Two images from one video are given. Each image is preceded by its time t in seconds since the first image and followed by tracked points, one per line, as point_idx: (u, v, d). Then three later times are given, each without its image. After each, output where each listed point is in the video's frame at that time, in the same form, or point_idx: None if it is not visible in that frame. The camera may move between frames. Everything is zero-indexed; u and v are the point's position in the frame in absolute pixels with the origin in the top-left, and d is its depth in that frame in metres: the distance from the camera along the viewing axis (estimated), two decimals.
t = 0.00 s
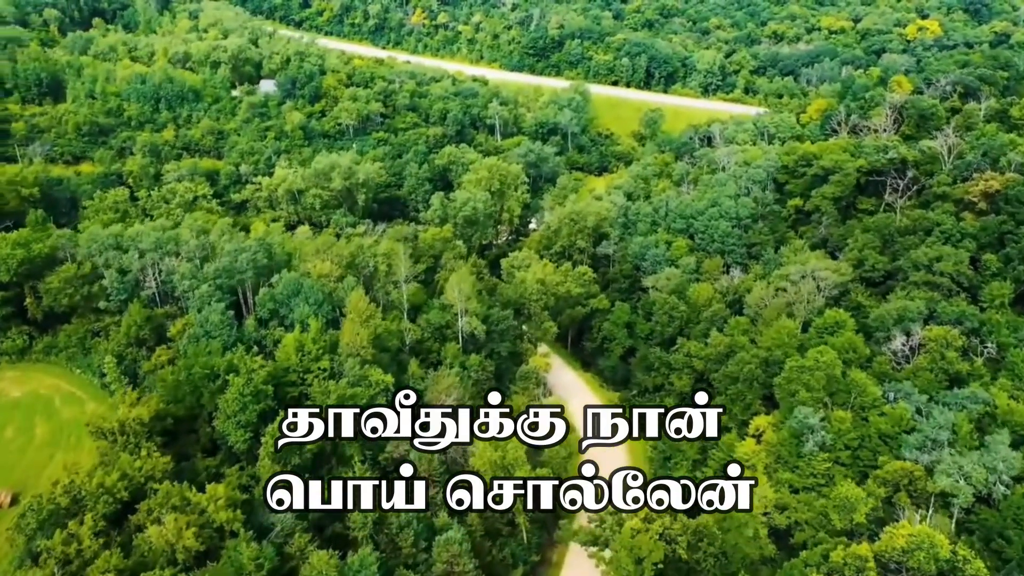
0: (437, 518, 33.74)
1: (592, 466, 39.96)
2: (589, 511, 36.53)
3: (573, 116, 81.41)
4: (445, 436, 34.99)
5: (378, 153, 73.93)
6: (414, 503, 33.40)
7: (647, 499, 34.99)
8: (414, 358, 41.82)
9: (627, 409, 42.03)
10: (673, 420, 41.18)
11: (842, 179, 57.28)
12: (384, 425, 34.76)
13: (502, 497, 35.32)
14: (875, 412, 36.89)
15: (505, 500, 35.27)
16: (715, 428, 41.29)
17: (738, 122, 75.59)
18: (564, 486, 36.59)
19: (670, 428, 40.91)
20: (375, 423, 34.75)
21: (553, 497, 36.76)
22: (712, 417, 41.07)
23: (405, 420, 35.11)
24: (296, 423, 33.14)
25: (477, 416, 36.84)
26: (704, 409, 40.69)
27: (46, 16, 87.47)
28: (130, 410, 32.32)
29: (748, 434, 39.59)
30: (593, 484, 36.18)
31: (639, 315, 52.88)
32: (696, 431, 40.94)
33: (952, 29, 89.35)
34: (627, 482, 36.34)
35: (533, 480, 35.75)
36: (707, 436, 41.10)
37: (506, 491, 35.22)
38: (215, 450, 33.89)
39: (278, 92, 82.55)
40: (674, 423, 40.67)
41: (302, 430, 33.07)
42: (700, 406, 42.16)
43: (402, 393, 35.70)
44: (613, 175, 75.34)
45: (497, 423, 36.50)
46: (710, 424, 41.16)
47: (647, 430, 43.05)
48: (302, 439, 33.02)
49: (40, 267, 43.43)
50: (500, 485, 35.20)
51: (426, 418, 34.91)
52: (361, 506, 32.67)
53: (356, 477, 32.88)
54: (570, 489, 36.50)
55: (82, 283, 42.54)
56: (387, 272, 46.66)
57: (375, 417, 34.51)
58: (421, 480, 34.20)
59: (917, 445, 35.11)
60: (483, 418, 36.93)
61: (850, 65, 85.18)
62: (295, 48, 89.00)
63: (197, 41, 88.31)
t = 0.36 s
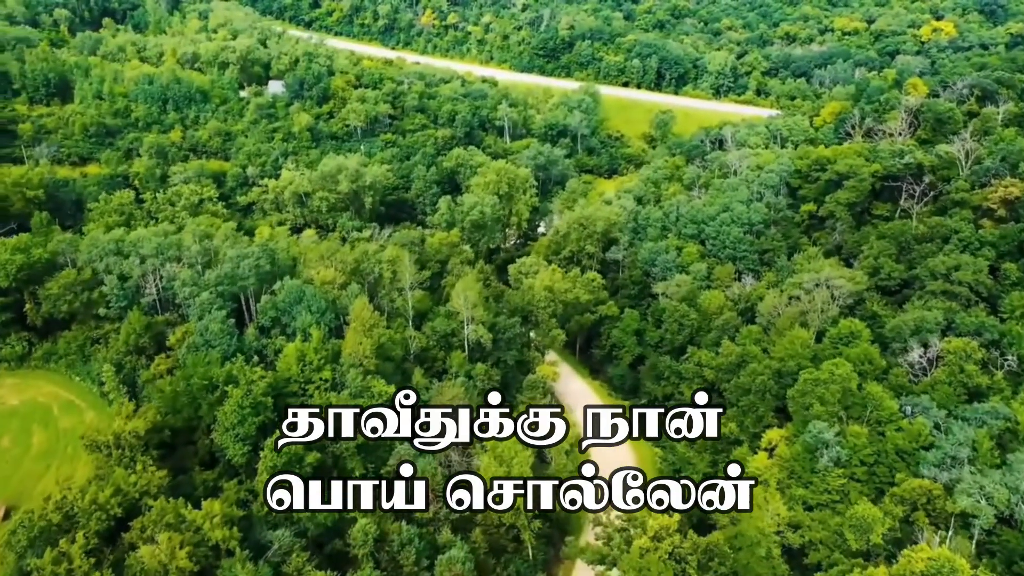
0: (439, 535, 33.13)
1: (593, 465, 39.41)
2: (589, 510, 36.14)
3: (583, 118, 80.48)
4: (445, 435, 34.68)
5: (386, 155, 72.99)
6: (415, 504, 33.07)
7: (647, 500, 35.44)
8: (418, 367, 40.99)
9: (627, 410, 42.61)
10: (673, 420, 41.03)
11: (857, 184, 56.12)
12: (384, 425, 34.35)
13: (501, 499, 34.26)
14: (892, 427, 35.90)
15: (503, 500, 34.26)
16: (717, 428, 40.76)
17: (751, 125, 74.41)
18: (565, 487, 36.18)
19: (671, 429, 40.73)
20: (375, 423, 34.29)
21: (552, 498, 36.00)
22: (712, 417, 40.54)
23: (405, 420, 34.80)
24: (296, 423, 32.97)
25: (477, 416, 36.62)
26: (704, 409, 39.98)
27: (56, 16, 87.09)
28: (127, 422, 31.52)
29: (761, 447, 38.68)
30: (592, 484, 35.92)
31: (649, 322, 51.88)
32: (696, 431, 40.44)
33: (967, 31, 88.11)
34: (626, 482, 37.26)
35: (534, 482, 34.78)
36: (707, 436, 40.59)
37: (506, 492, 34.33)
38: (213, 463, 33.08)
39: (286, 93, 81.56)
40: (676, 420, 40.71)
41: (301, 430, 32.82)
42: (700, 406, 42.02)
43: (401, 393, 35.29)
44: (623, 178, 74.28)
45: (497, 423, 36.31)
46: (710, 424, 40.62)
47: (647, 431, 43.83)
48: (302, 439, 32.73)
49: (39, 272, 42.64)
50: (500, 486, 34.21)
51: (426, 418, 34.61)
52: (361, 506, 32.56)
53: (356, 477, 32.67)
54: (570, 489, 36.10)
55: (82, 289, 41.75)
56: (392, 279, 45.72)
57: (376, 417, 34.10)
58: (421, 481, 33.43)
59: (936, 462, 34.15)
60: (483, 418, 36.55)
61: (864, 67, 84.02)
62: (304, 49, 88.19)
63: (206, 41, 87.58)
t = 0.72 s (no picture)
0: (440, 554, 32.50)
1: (593, 465, 38.50)
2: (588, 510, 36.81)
3: (591, 120, 79.44)
4: (446, 436, 34.77)
5: (391, 158, 71.97)
6: (416, 504, 32.96)
7: (647, 499, 37.78)
8: (420, 378, 40.03)
9: (627, 410, 43.07)
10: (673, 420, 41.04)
11: (870, 190, 54.95)
12: (384, 425, 34.23)
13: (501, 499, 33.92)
14: (908, 444, 34.80)
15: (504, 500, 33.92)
16: (717, 429, 40.49)
17: (761, 128, 73.21)
18: (564, 487, 35.56)
19: (671, 429, 40.82)
20: (375, 423, 34.11)
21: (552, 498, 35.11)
22: (712, 417, 40.37)
23: (405, 420, 34.81)
24: (297, 422, 32.72)
25: (477, 416, 36.34)
26: (704, 410, 39.76)
27: (63, 16, 86.49)
28: (119, 437, 30.66)
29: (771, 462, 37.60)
30: (594, 483, 35.49)
31: (657, 330, 50.86)
32: (696, 432, 40.45)
33: (979, 32, 86.85)
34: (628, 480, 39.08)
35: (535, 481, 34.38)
36: (708, 437, 40.40)
37: (506, 492, 34.06)
38: (206, 479, 32.16)
39: (291, 94, 80.26)
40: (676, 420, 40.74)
41: (301, 430, 32.58)
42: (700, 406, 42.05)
43: (401, 392, 35.19)
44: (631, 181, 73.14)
45: (497, 423, 36.25)
46: (711, 425, 40.34)
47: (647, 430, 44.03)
48: (302, 439, 32.65)
49: (34, 279, 41.73)
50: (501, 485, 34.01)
51: (426, 418, 34.72)
52: (361, 506, 31.97)
53: (356, 477, 32.08)
54: (570, 489, 35.36)
55: (77, 297, 40.85)
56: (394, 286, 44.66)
57: (377, 416, 33.91)
58: (421, 480, 33.53)
59: (954, 482, 33.06)
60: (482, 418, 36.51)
61: (874, 69, 82.88)
62: (310, 50, 87.28)
63: (211, 41, 86.71)
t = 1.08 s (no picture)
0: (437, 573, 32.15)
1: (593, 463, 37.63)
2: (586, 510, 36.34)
3: (598, 122, 78.30)
4: (445, 436, 34.80)
5: (395, 160, 70.95)
6: (415, 503, 32.97)
7: (647, 499, 37.90)
8: (421, 390, 39.01)
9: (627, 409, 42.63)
10: (674, 420, 41.11)
11: (883, 196, 53.73)
12: (384, 425, 34.20)
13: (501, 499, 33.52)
14: (924, 461, 33.82)
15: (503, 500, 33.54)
16: (716, 429, 40.61)
17: (771, 131, 72.00)
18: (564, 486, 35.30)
19: (670, 429, 40.78)
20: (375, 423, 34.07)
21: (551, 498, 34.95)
22: (712, 417, 40.57)
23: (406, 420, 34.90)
24: (296, 423, 33.22)
25: (477, 416, 36.31)
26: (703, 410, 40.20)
27: (69, 16, 85.85)
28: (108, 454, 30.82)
29: (781, 477, 36.47)
30: (593, 484, 35.21)
31: (664, 338, 49.81)
32: (696, 432, 40.52)
33: (991, 33, 85.54)
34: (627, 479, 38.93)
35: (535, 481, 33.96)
36: (708, 438, 40.43)
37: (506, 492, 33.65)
38: (200, 495, 32.44)
39: (296, 95, 79.38)
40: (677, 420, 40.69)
41: (300, 430, 33.11)
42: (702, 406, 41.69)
43: (401, 393, 35.21)
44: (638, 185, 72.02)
45: (497, 423, 36.36)
46: (710, 425, 40.46)
47: (648, 430, 42.73)
48: (302, 439, 33.21)
49: (28, 287, 40.92)
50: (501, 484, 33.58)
51: (426, 418, 34.78)
52: (361, 505, 32.52)
53: (356, 477, 32.59)
54: (570, 489, 35.16)
55: (72, 305, 40.07)
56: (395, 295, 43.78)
57: (376, 416, 33.89)
58: (422, 480, 33.95)
59: (972, 503, 32.17)
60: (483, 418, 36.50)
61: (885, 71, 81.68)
62: (315, 51, 86.21)
63: (216, 41, 85.77)
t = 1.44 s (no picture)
0: None
1: (593, 463, 37.59)
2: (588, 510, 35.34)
3: (604, 124, 77.12)
4: (445, 435, 34.73)
5: (399, 162, 69.90)
6: (416, 503, 32.96)
7: (647, 499, 38.54)
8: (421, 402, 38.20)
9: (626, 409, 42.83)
10: (674, 421, 41.38)
11: (894, 202, 52.82)
12: (384, 425, 33.81)
13: (501, 500, 33.31)
14: (939, 479, 32.79)
15: (503, 499, 33.33)
16: (716, 428, 40.53)
17: (780, 134, 70.78)
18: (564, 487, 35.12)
19: (670, 429, 41.14)
20: (375, 423, 33.75)
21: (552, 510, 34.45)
22: (712, 417, 40.55)
23: (406, 420, 34.51)
24: (296, 423, 33.08)
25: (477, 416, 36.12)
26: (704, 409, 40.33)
27: (73, 17, 85.09)
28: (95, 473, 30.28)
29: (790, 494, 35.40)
30: (593, 483, 34.81)
31: (671, 346, 48.79)
32: (696, 432, 40.56)
33: (1001, 35, 84.32)
34: (626, 480, 39.44)
35: (535, 481, 33.85)
36: (708, 437, 40.44)
37: (506, 492, 33.53)
38: (191, 513, 32.05)
39: (299, 97, 78.37)
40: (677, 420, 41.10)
41: (301, 430, 32.96)
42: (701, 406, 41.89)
43: (401, 393, 34.84)
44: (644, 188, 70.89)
45: (497, 423, 36.25)
46: (711, 425, 40.46)
47: (647, 430, 42.91)
48: (302, 439, 33.03)
49: (21, 295, 40.09)
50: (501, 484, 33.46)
51: (426, 418, 34.69)
52: (361, 506, 32.51)
53: (356, 477, 32.52)
54: (570, 489, 34.90)
55: (64, 314, 39.21)
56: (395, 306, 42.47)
57: (376, 415, 33.60)
58: (421, 480, 34.11)
59: (989, 524, 31.19)
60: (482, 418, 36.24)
61: (894, 73, 80.48)
62: (319, 52, 85.11)
63: (219, 42, 84.81)
